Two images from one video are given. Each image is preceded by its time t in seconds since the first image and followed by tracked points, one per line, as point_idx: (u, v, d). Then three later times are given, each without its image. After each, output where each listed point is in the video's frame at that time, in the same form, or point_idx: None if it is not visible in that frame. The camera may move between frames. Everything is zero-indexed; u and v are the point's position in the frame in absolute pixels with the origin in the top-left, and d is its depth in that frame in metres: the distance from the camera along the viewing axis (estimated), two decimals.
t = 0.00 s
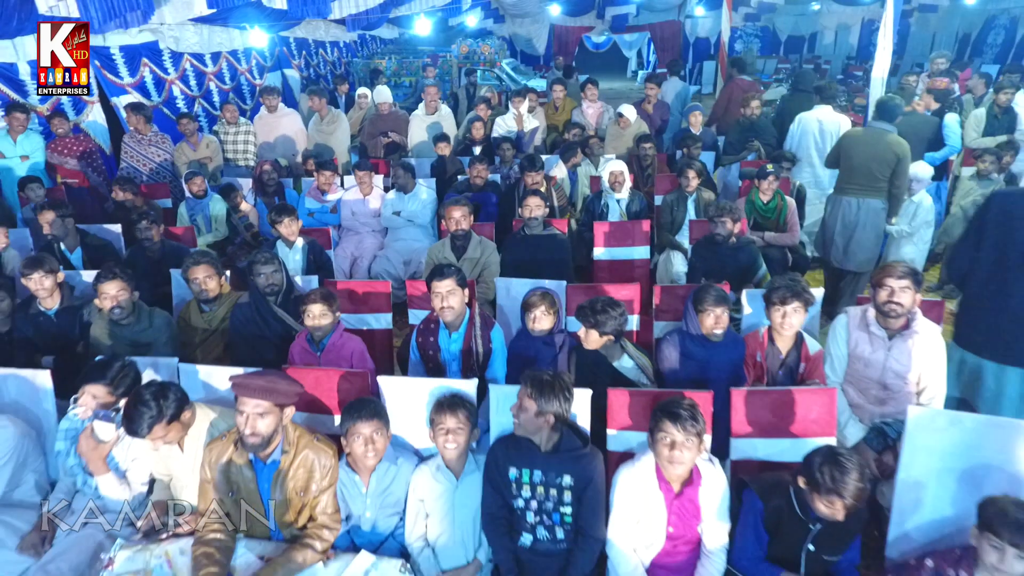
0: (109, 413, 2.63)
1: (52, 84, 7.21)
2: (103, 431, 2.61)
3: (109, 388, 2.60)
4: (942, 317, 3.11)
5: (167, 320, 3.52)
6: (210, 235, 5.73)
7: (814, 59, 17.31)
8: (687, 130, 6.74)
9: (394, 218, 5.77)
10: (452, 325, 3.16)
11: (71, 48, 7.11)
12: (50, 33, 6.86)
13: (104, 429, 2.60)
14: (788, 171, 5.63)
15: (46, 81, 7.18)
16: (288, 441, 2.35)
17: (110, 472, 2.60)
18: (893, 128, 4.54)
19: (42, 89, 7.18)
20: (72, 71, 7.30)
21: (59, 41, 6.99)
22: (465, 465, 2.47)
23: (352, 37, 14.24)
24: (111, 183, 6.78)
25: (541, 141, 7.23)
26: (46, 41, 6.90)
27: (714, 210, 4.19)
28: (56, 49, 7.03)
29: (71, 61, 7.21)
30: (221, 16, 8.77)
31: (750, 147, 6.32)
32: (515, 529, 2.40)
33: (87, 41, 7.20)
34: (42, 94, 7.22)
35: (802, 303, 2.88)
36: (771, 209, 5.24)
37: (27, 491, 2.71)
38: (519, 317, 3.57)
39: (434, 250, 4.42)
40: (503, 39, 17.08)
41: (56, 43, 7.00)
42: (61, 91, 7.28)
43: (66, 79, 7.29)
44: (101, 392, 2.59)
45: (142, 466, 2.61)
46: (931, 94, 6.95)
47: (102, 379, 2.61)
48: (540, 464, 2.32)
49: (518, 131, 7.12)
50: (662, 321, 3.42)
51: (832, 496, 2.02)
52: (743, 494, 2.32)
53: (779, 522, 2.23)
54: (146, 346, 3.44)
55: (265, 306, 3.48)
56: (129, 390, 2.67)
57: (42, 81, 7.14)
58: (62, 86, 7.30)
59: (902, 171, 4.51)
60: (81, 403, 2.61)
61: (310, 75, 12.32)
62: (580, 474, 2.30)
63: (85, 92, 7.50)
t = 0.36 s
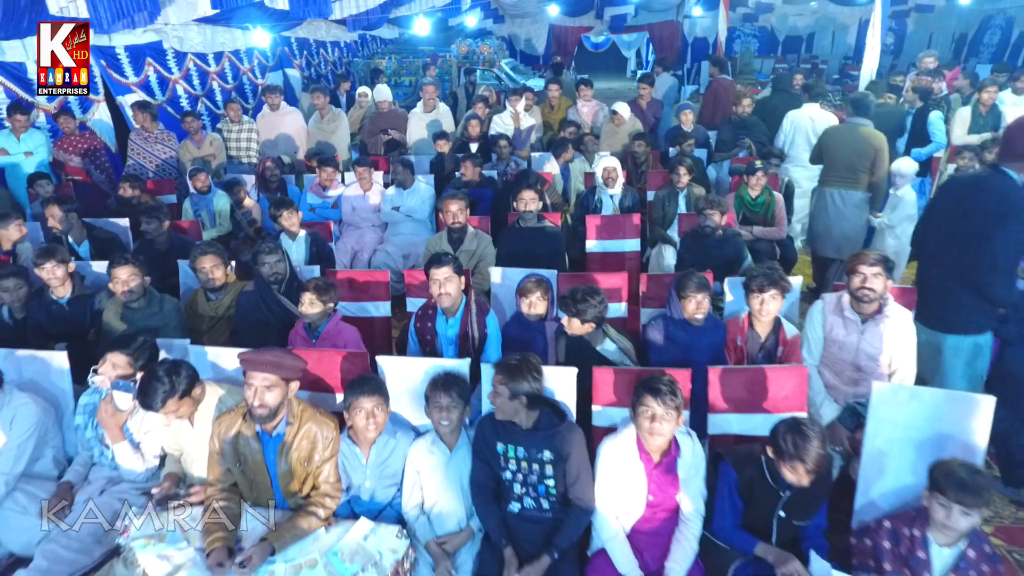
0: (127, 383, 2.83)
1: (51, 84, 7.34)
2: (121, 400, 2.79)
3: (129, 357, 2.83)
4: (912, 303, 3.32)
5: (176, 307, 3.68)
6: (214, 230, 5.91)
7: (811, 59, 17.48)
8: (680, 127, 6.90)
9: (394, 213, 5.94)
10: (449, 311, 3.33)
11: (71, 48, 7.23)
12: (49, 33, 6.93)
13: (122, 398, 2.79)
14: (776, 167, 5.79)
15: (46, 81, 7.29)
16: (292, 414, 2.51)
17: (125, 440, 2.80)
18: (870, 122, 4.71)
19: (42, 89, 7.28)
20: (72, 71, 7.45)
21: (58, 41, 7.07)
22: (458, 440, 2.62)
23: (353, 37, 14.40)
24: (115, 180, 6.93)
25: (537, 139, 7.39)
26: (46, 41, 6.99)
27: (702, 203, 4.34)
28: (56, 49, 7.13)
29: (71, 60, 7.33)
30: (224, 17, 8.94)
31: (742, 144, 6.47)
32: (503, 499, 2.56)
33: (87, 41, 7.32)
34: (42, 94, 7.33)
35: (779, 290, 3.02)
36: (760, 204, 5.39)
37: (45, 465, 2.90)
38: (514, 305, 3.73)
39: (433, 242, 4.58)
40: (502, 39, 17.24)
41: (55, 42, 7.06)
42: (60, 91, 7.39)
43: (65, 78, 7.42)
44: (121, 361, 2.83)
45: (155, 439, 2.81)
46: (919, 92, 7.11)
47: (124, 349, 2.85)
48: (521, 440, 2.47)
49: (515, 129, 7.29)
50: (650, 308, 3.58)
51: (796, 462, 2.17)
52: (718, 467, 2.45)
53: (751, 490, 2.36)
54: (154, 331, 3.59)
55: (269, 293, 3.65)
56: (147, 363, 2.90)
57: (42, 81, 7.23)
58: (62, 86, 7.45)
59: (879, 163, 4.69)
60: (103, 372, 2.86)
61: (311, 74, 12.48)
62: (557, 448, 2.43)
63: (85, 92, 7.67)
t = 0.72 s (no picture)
0: (136, 366, 2.96)
1: (51, 84, 7.34)
2: (130, 382, 2.95)
3: (142, 340, 2.92)
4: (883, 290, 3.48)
5: (183, 293, 3.88)
6: (218, 224, 6.08)
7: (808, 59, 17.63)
8: (672, 125, 7.07)
9: (393, 208, 6.09)
10: (444, 297, 3.52)
11: (71, 48, 7.33)
12: (49, 32, 7.00)
13: (131, 379, 2.94)
14: (764, 164, 5.95)
15: (46, 82, 7.32)
16: (294, 390, 2.69)
17: (135, 419, 2.93)
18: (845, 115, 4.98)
19: (42, 89, 7.30)
20: (71, 71, 7.47)
21: (58, 41, 7.14)
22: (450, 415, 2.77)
23: (353, 37, 14.57)
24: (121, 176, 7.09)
25: (533, 137, 7.55)
26: (46, 41, 7.05)
27: (688, 197, 4.51)
28: (56, 49, 7.18)
29: (70, 61, 7.37)
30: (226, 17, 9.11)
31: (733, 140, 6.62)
32: (492, 470, 2.73)
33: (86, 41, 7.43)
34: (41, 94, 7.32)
35: (756, 279, 3.16)
36: (748, 199, 5.54)
37: (62, 441, 3.07)
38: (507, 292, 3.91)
39: (430, 234, 4.76)
40: (502, 40, 17.41)
41: (55, 42, 7.14)
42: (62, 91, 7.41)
43: (65, 79, 7.46)
44: (134, 343, 2.91)
45: (164, 418, 2.93)
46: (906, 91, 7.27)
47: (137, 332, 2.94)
48: (499, 418, 2.66)
49: (511, 127, 7.46)
50: (635, 296, 3.75)
51: (766, 420, 2.34)
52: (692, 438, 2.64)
53: (723, 457, 2.57)
54: (162, 317, 3.78)
55: (273, 282, 3.84)
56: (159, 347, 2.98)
57: (41, 81, 7.28)
58: (61, 86, 7.46)
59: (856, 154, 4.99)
60: (115, 355, 2.94)
61: (312, 74, 12.65)
62: (542, 421, 2.64)
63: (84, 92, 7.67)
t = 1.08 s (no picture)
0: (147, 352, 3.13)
1: (51, 84, 7.48)
2: (142, 365, 3.10)
3: (141, 333, 3.07)
4: (856, 276, 3.60)
5: (192, 281, 4.06)
6: (222, 218, 6.28)
7: (806, 59, 17.86)
8: (663, 123, 7.27)
9: (392, 202, 6.26)
10: (439, 283, 3.71)
11: (71, 48, 7.42)
12: (49, 33, 7.08)
13: (143, 363, 3.11)
14: (751, 159, 6.14)
15: (46, 81, 7.45)
16: (300, 365, 2.89)
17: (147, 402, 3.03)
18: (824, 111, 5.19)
19: (42, 89, 7.44)
20: (72, 72, 7.62)
21: (57, 41, 7.22)
22: (443, 389, 2.92)
23: (354, 36, 14.79)
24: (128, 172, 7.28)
25: (529, 134, 7.76)
26: (46, 41, 7.14)
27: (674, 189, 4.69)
28: (56, 49, 7.28)
29: (70, 60, 7.47)
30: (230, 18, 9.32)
31: (723, 136, 6.81)
32: (483, 441, 2.92)
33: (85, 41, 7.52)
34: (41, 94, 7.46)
35: (732, 266, 3.35)
36: (735, 193, 5.72)
37: (78, 418, 3.17)
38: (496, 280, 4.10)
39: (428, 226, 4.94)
40: (501, 39, 17.64)
41: (54, 42, 7.22)
42: (62, 91, 7.52)
43: (65, 78, 7.57)
44: (134, 336, 3.08)
45: (174, 398, 3.07)
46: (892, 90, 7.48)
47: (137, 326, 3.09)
48: (488, 390, 2.88)
49: (508, 124, 7.67)
50: (621, 283, 3.95)
51: (740, 380, 2.51)
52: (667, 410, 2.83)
53: (695, 427, 2.76)
54: (171, 303, 3.98)
55: (277, 270, 4.03)
56: (160, 338, 3.11)
57: (42, 81, 7.40)
58: (62, 86, 7.60)
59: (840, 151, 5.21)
60: (123, 346, 3.12)
61: (313, 73, 12.86)
62: (528, 392, 2.88)
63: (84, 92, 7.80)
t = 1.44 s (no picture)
0: (155, 334, 3.29)
1: (51, 84, 7.62)
2: (152, 348, 3.25)
3: (146, 318, 3.22)
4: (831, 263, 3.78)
5: (200, 269, 4.24)
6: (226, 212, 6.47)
7: (802, 58, 18.04)
8: (655, 119, 7.47)
9: (390, 196, 6.45)
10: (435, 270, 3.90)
11: (71, 48, 7.53)
12: (49, 33, 7.24)
13: (151, 345, 3.26)
14: (740, 155, 6.33)
15: (46, 81, 7.58)
16: (304, 342, 3.11)
17: (158, 380, 3.21)
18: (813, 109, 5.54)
19: (42, 88, 7.58)
20: (72, 72, 7.73)
21: (58, 41, 7.37)
22: (439, 366, 3.11)
23: (354, 36, 14.99)
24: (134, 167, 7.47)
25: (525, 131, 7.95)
26: (46, 41, 7.29)
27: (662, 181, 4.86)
28: (56, 49, 7.42)
29: (71, 60, 7.61)
30: (233, 18, 9.53)
31: (713, 133, 7.01)
32: (477, 414, 3.11)
33: (85, 41, 7.64)
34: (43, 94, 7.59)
35: (711, 252, 3.53)
36: (723, 186, 5.88)
37: (95, 394, 3.36)
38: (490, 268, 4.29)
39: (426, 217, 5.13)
40: (499, 39, 17.83)
41: (55, 42, 7.36)
42: (62, 91, 7.64)
43: (65, 78, 7.69)
44: (140, 322, 3.22)
45: (182, 377, 3.25)
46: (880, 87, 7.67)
47: (142, 312, 3.25)
48: (485, 368, 3.05)
49: (504, 121, 7.87)
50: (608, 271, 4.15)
51: (719, 346, 2.71)
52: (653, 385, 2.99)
53: (676, 402, 2.91)
54: (180, 290, 4.17)
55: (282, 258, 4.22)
56: (165, 322, 3.30)
57: (42, 81, 7.54)
58: (62, 86, 7.70)
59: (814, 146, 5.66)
60: (131, 332, 3.27)
61: (314, 73, 13.07)
62: (519, 370, 3.06)
63: (84, 92, 7.90)
